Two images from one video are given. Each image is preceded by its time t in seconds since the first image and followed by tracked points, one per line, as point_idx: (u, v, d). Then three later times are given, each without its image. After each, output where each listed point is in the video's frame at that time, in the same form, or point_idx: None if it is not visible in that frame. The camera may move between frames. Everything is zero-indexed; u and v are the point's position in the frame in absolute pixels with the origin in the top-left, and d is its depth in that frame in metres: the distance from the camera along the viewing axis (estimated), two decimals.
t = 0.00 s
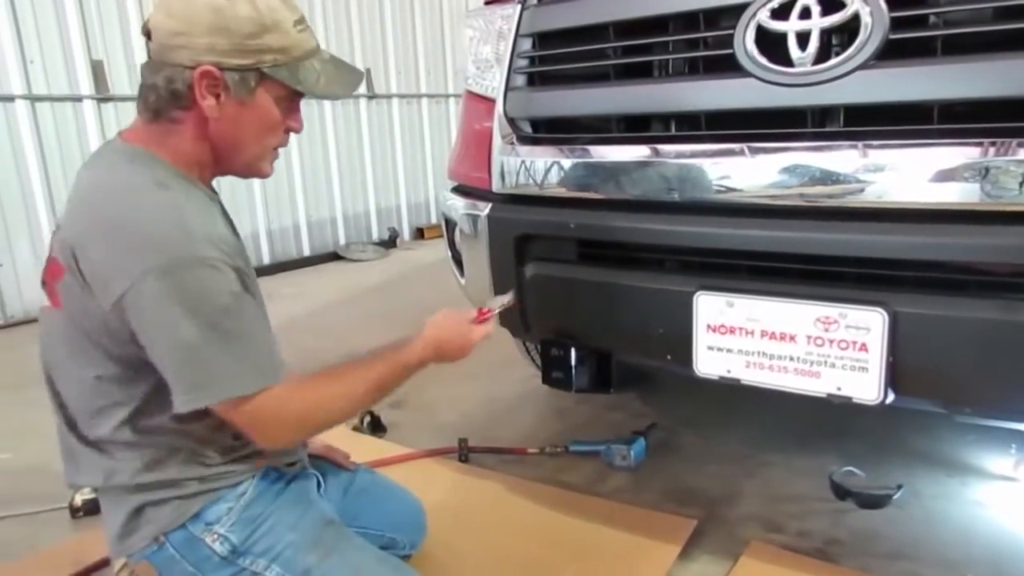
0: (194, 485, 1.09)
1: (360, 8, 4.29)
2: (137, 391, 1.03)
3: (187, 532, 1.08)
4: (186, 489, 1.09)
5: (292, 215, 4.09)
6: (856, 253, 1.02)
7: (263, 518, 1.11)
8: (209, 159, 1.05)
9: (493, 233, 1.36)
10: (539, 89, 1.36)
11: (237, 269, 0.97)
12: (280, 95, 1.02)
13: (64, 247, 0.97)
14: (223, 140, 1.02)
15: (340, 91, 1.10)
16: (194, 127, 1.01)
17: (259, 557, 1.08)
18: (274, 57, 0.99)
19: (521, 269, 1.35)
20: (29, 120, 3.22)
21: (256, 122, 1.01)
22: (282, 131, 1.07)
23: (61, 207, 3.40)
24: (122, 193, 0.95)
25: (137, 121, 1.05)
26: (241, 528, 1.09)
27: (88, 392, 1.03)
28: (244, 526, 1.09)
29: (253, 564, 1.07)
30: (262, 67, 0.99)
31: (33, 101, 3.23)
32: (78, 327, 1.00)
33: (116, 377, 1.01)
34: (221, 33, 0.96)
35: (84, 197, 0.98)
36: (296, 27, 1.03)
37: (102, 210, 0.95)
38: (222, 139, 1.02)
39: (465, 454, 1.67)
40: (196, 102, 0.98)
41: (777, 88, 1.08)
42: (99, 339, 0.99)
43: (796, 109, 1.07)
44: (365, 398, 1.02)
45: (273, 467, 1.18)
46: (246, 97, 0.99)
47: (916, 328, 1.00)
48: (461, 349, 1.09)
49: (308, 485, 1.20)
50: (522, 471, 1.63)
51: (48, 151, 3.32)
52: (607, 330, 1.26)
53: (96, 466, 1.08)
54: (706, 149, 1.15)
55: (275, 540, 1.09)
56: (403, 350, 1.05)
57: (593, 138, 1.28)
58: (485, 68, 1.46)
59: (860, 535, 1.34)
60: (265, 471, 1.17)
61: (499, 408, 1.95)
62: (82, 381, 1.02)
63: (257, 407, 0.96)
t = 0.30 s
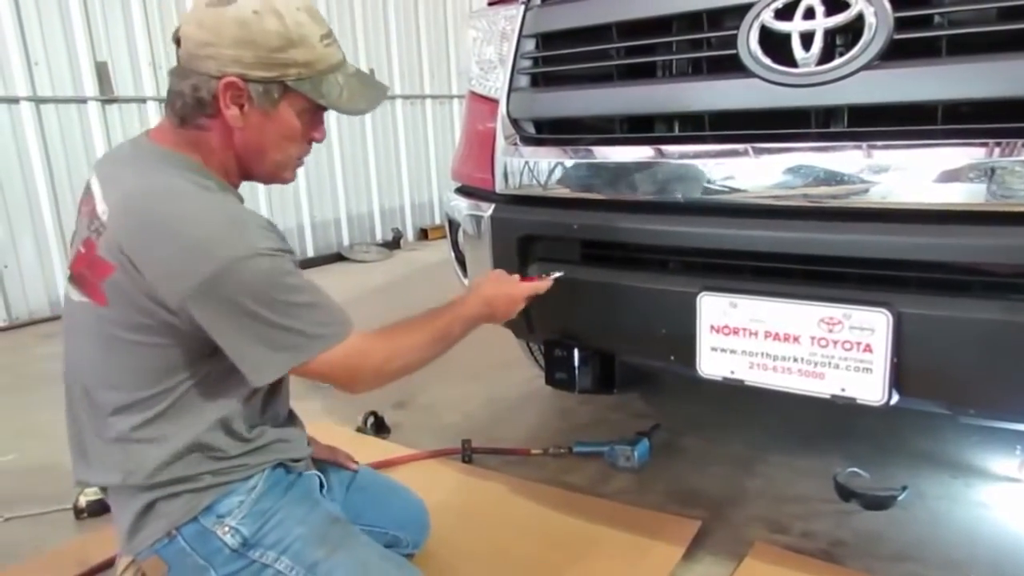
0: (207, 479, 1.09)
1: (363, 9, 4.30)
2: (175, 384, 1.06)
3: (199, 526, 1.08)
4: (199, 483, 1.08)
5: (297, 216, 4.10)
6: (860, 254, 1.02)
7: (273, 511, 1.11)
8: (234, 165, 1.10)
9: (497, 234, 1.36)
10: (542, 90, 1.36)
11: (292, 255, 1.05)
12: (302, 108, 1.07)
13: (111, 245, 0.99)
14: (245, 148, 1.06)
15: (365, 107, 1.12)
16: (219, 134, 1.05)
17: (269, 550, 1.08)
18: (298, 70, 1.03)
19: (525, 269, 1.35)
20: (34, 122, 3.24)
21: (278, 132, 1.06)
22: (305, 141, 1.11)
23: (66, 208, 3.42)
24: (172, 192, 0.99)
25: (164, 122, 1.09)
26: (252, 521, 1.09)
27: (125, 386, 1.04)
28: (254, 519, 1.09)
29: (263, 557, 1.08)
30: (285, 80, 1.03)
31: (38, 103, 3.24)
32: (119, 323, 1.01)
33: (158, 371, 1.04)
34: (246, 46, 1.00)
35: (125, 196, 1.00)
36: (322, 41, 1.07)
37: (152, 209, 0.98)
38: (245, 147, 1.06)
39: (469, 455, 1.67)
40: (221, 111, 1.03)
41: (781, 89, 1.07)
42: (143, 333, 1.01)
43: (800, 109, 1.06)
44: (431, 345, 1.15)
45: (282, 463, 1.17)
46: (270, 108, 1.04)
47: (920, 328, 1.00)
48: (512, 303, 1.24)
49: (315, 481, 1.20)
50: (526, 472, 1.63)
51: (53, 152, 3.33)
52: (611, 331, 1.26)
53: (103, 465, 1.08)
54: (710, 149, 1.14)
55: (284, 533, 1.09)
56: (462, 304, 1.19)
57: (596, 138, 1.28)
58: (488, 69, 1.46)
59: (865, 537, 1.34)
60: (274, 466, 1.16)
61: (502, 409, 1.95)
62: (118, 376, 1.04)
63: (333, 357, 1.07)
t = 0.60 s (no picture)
0: (213, 476, 1.09)
1: (364, 11, 4.30)
2: (196, 381, 1.05)
3: (204, 523, 1.07)
4: (205, 481, 1.08)
5: (297, 217, 4.10)
6: (861, 255, 1.02)
7: (276, 508, 1.10)
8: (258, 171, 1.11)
9: (497, 236, 1.36)
10: (542, 91, 1.36)
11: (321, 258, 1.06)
12: (328, 120, 1.08)
13: (138, 243, 0.99)
14: (271, 155, 1.08)
15: (388, 122, 1.14)
16: (246, 142, 1.07)
17: (272, 547, 1.07)
18: (326, 84, 1.05)
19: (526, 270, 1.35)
20: (35, 125, 3.24)
21: (303, 142, 1.08)
22: (329, 151, 1.12)
23: (67, 210, 3.42)
24: (202, 192, 1.00)
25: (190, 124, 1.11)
26: (256, 519, 1.08)
27: (145, 384, 1.03)
28: (258, 517, 1.08)
29: (265, 554, 1.06)
30: (313, 92, 1.04)
31: (38, 105, 3.24)
32: (141, 319, 1.00)
33: (181, 370, 1.04)
34: (277, 59, 1.02)
35: (153, 196, 1.00)
36: (350, 56, 1.09)
37: (182, 207, 0.98)
38: (270, 155, 1.08)
39: (469, 457, 1.67)
40: (249, 120, 1.05)
41: (781, 90, 1.07)
42: (166, 330, 1.01)
43: (801, 110, 1.06)
44: (444, 338, 1.18)
45: (285, 462, 1.17)
46: (297, 120, 1.05)
47: (921, 328, 0.99)
48: (520, 295, 1.24)
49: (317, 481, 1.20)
50: (527, 474, 1.63)
51: (54, 154, 3.33)
52: (611, 332, 1.26)
53: (103, 468, 1.08)
54: (710, 150, 1.14)
55: (287, 530, 1.08)
56: (473, 298, 1.22)
57: (596, 140, 1.28)
58: (488, 70, 1.46)
59: (867, 538, 1.33)
60: (277, 467, 1.16)
61: (504, 411, 1.95)
62: (136, 372, 1.03)
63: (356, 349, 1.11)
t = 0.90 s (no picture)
0: (221, 470, 1.08)
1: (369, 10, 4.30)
2: (211, 373, 1.05)
3: (210, 517, 1.06)
4: (213, 474, 1.07)
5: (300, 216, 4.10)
6: (868, 255, 1.01)
7: (282, 503, 1.09)
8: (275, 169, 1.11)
9: (502, 235, 1.36)
10: (547, 89, 1.35)
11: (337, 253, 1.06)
12: (346, 120, 1.07)
13: (155, 233, 0.99)
14: (288, 154, 1.08)
15: (405, 125, 1.13)
16: (264, 140, 1.07)
17: (277, 541, 1.06)
18: (346, 85, 1.04)
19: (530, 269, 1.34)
20: (39, 123, 3.24)
21: (322, 142, 1.08)
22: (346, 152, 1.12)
23: (71, 208, 3.42)
24: (220, 184, 0.99)
25: (209, 118, 1.11)
26: (262, 513, 1.07)
27: (159, 374, 1.03)
28: (264, 511, 1.08)
29: (270, 548, 1.05)
30: (334, 94, 1.04)
31: (43, 103, 3.24)
32: (159, 309, 1.00)
33: (196, 361, 1.03)
34: (301, 61, 1.02)
35: (171, 187, 1.00)
36: (371, 59, 1.08)
37: (199, 198, 0.98)
38: (288, 154, 1.08)
39: (473, 455, 1.67)
40: (269, 119, 1.05)
41: (788, 89, 1.07)
42: (183, 321, 1.01)
43: (808, 109, 1.06)
44: (468, 344, 1.18)
45: (292, 458, 1.17)
46: (316, 120, 1.05)
47: (928, 330, 0.99)
48: (547, 297, 1.23)
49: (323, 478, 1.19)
50: (529, 475, 1.62)
51: (58, 152, 3.33)
52: (616, 332, 1.25)
53: (105, 465, 1.07)
54: (716, 149, 1.14)
55: (292, 525, 1.07)
56: (501, 299, 1.21)
57: (601, 138, 1.27)
58: (493, 69, 1.45)
59: (870, 540, 1.33)
60: (283, 463, 1.15)
61: (506, 411, 1.95)
62: (152, 362, 1.02)
63: (367, 352, 1.09)
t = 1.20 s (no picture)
0: (226, 463, 1.08)
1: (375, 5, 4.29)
2: (217, 366, 1.05)
3: (217, 509, 1.06)
4: (220, 467, 1.07)
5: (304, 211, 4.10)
6: (878, 252, 1.01)
7: (288, 497, 1.09)
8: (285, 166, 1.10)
9: (508, 231, 1.35)
10: (555, 84, 1.34)
11: (344, 249, 1.06)
12: (358, 117, 1.07)
13: (166, 227, 0.99)
14: (301, 150, 1.08)
15: (416, 122, 1.13)
16: (277, 135, 1.07)
17: (282, 535, 1.06)
18: (359, 82, 1.04)
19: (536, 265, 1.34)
20: (45, 118, 3.25)
21: (333, 139, 1.07)
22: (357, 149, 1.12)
23: (76, 203, 3.42)
24: (230, 179, 0.99)
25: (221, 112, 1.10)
26: (268, 506, 1.07)
27: (167, 367, 1.02)
28: (270, 505, 1.07)
29: (276, 542, 1.05)
30: (346, 91, 1.04)
31: (48, 97, 3.25)
32: (169, 303, 1.00)
33: (204, 354, 1.03)
34: (315, 56, 1.01)
35: (182, 180, 1.00)
36: (384, 56, 1.08)
37: (210, 194, 0.98)
38: (300, 149, 1.07)
39: (475, 451, 1.66)
40: (281, 115, 1.05)
41: (797, 85, 1.06)
42: (192, 315, 1.01)
43: (817, 105, 1.05)
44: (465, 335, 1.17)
45: (298, 452, 1.17)
46: (328, 116, 1.05)
47: (937, 328, 0.98)
48: (541, 287, 1.23)
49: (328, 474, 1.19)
50: (534, 471, 1.62)
51: (64, 146, 3.33)
52: (622, 328, 1.25)
53: (112, 458, 1.07)
54: (724, 144, 1.13)
55: (298, 519, 1.07)
56: (491, 293, 1.21)
57: (609, 134, 1.26)
58: (499, 63, 1.44)
59: (876, 539, 1.32)
60: (289, 456, 1.15)
61: (510, 407, 1.94)
62: (159, 355, 1.02)
63: (372, 348, 1.07)
